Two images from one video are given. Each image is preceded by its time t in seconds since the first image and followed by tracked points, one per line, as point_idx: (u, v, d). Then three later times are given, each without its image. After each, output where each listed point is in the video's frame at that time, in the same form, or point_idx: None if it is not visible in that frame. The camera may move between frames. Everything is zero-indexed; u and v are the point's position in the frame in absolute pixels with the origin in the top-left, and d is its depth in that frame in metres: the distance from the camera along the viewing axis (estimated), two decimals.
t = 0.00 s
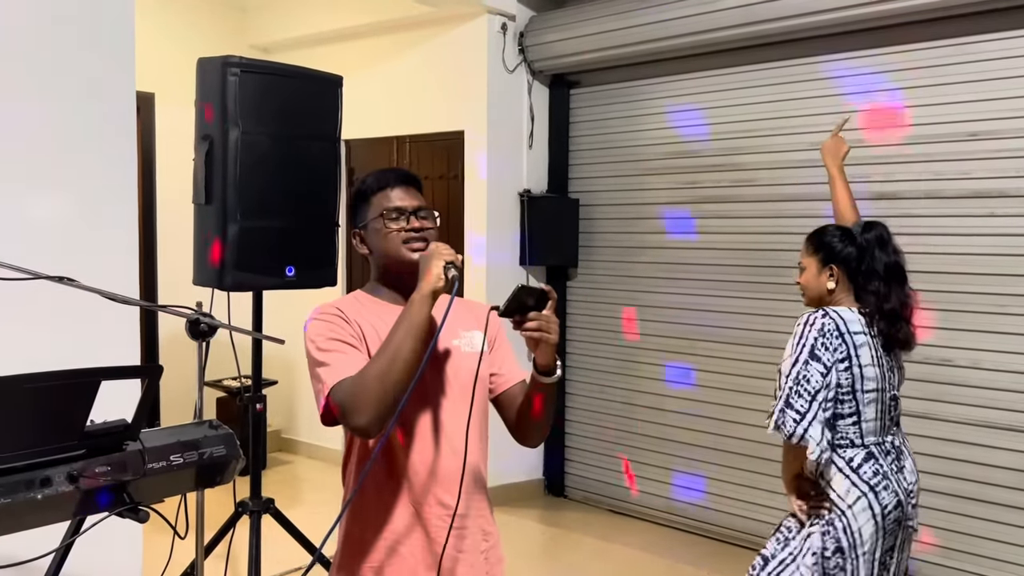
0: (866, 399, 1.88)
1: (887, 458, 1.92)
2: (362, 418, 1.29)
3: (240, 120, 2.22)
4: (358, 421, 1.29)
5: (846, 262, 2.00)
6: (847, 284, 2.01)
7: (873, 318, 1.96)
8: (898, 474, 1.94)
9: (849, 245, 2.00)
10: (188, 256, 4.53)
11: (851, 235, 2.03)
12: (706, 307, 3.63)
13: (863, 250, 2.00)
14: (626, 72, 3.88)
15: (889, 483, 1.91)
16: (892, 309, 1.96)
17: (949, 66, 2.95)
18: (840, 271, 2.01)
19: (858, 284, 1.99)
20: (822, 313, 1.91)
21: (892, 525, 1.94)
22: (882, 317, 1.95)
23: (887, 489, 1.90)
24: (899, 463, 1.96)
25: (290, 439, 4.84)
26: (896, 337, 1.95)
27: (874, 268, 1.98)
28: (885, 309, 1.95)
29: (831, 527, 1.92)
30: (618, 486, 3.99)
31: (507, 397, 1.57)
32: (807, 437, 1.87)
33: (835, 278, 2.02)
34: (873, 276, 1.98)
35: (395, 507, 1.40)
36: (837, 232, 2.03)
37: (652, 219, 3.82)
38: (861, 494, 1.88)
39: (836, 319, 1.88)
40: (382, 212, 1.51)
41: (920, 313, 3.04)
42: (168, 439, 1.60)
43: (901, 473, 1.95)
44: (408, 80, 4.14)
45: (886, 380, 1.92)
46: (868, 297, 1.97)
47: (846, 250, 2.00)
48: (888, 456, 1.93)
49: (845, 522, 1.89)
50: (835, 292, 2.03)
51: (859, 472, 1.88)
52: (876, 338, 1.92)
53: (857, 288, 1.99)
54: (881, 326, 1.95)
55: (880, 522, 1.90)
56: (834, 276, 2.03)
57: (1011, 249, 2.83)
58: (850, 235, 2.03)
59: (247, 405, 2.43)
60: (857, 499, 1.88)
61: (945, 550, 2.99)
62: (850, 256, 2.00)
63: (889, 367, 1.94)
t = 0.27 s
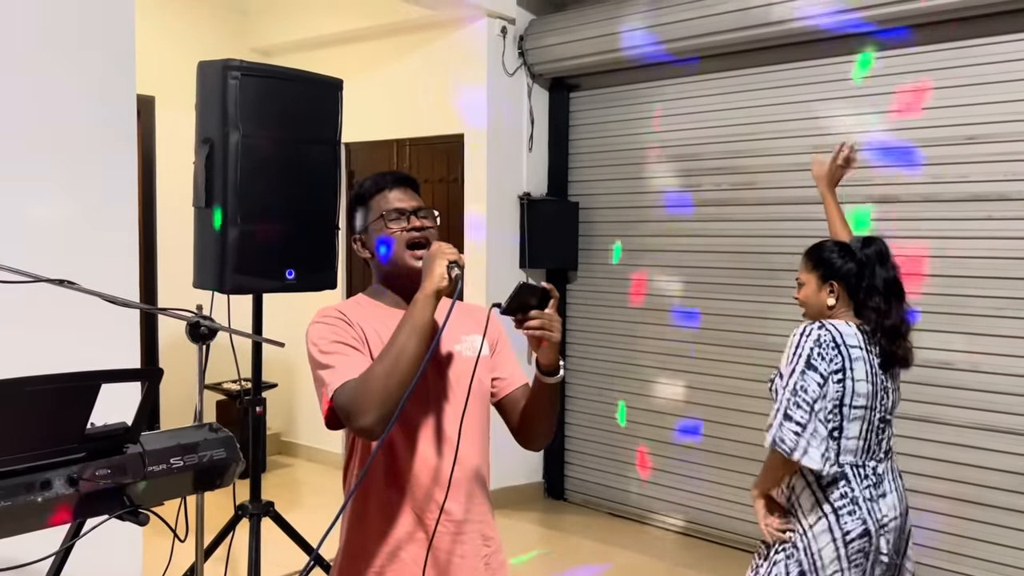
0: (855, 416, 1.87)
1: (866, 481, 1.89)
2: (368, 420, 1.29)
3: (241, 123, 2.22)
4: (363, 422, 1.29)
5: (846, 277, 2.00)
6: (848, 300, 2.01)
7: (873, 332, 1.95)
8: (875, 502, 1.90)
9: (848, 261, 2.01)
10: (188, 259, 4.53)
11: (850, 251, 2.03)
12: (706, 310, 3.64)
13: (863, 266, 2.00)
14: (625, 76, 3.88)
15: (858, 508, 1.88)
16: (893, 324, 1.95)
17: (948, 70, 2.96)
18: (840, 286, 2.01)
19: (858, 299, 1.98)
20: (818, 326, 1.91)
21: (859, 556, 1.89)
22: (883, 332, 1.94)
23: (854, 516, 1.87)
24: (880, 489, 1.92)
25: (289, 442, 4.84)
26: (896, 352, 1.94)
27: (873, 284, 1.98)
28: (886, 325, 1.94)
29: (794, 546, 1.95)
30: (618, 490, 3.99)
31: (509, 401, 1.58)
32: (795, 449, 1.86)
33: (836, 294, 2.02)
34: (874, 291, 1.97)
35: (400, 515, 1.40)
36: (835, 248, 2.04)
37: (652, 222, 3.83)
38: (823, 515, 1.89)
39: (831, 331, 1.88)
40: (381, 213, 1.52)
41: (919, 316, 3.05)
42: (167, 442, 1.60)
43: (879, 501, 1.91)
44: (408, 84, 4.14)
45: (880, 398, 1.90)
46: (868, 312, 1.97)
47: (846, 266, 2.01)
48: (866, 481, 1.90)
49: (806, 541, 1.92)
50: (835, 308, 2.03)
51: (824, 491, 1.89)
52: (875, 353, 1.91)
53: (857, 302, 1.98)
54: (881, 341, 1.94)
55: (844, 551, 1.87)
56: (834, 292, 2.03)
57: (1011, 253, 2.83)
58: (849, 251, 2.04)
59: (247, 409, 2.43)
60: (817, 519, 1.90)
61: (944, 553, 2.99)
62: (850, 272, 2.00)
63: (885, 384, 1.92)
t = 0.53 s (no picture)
0: (864, 408, 1.90)
1: (864, 471, 1.92)
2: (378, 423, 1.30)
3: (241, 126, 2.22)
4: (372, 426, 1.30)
5: (847, 275, 2.02)
6: (849, 297, 2.02)
7: (875, 329, 1.95)
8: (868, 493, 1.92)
9: (849, 259, 2.03)
10: (188, 264, 4.53)
11: (851, 248, 2.05)
12: (706, 314, 3.64)
13: (863, 263, 2.02)
14: (625, 80, 3.89)
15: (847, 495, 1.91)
16: (896, 320, 1.95)
17: (947, 74, 2.96)
18: (841, 284, 2.02)
19: (860, 296, 1.99)
20: (829, 322, 1.92)
21: (840, 540, 1.92)
22: (885, 328, 1.94)
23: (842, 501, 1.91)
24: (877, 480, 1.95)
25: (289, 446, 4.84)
26: (900, 347, 1.94)
27: (874, 282, 1.99)
28: (887, 320, 1.95)
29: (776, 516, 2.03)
30: (618, 494, 3.99)
31: (513, 404, 1.59)
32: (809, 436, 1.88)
33: (837, 292, 2.04)
34: (875, 288, 1.98)
35: (408, 521, 1.40)
36: (835, 246, 2.06)
37: (652, 226, 3.83)
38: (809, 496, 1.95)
39: (846, 328, 1.90)
40: (381, 218, 1.53)
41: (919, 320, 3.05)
42: (170, 447, 1.60)
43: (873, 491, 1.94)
44: (408, 89, 4.15)
45: (890, 394, 1.92)
46: (869, 308, 1.97)
47: (847, 264, 2.03)
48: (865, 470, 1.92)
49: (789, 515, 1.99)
50: (838, 305, 2.04)
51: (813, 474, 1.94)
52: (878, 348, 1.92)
53: (858, 299, 1.99)
54: (884, 337, 1.95)
55: (824, 530, 1.92)
56: (836, 289, 2.04)
57: (1011, 257, 2.83)
58: (850, 248, 2.05)
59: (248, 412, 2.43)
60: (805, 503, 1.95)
61: (944, 558, 2.99)
62: (851, 270, 2.02)
63: (894, 380, 1.94)
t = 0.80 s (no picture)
0: (889, 431, 1.91)
1: (892, 489, 1.97)
2: (387, 421, 1.29)
3: (243, 133, 2.23)
4: (381, 425, 1.29)
5: (858, 290, 2.01)
6: (859, 312, 2.02)
7: (886, 346, 2.00)
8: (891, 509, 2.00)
9: (860, 275, 2.02)
10: (190, 269, 4.53)
11: (859, 263, 2.04)
12: (707, 320, 3.64)
13: (874, 280, 2.02)
14: (627, 86, 3.90)
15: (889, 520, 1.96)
16: (904, 337, 2.01)
17: (948, 81, 2.97)
18: (852, 299, 2.01)
19: (871, 312, 2.01)
20: (852, 351, 1.91)
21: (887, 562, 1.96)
22: (894, 345, 2.01)
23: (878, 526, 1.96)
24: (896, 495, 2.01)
25: (291, 452, 4.83)
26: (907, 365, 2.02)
27: (886, 299, 2.01)
28: (897, 338, 2.01)
29: (824, 554, 1.96)
30: (619, 500, 3.98)
31: (515, 407, 1.60)
32: (869, 481, 1.86)
33: (847, 305, 2.02)
34: (886, 305, 2.01)
35: (412, 522, 1.40)
36: (845, 260, 2.04)
37: (653, 232, 3.84)
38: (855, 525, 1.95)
39: (866, 356, 1.90)
40: (384, 221, 1.53)
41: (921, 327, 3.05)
42: (170, 453, 1.61)
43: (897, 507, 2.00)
44: (410, 95, 4.16)
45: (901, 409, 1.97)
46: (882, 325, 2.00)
47: (857, 280, 2.02)
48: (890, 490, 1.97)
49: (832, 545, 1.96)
50: (846, 319, 2.02)
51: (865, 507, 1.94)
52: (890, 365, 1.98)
53: (871, 317, 2.01)
54: (894, 353, 2.01)
55: (877, 558, 1.94)
56: (845, 303, 2.02)
57: (1012, 263, 2.83)
58: (859, 263, 2.04)
59: (249, 418, 2.43)
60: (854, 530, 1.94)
61: (946, 564, 2.98)
62: (862, 285, 2.01)
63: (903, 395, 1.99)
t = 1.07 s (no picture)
0: (890, 433, 1.87)
1: (903, 496, 1.93)
2: (394, 440, 1.29)
3: (247, 147, 2.23)
4: (389, 442, 1.29)
5: (864, 299, 2.01)
6: (866, 321, 2.02)
7: (894, 354, 1.99)
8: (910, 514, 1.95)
9: (865, 285, 2.03)
10: (192, 280, 4.52)
11: (865, 274, 2.04)
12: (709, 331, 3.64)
13: (881, 290, 2.02)
14: (628, 98, 3.91)
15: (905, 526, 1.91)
16: (911, 347, 2.00)
17: (949, 94, 2.98)
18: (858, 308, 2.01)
19: (878, 321, 2.00)
20: (844, 350, 1.91)
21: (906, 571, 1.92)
22: (903, 354, 1.99)
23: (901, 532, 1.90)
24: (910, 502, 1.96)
25: (293, 463, 4.83)
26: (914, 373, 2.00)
27: (894, 308, 2.01)
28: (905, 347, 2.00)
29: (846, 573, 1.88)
30: (622, 511, 3.98)
31: (520, 423, 1.60)
32: (868, 481, 1.82)
33: (852, 315, 2.02)
34: (894, 315, 2.00)
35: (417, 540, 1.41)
36: (851, 270, 2.05)
37: (655, 243, 3.84)
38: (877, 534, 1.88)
39: (860, 354, 1.89)
40: (391, 239, 1.53)
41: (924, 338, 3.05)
42: (173, 467, 1.60)
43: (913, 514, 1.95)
44: (413, 107, 4.18)
45: (905, 413, 1.93)
46: (890, 334, 2.00)
47: (863, 290, 2.02)
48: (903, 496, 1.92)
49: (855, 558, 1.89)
50: (852, 328, 2.03)
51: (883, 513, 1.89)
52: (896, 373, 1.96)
53: (878, 326, 2.00)
54: (902, 362, 2.00)
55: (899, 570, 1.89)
56: (851, 313, 2.03)
57: (1014, 275, 2.84)
58: (864, 273, 2.05)
59: (252, 431, 2.42)
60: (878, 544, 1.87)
61: None
62: (868, 295, 2.01)
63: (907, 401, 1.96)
